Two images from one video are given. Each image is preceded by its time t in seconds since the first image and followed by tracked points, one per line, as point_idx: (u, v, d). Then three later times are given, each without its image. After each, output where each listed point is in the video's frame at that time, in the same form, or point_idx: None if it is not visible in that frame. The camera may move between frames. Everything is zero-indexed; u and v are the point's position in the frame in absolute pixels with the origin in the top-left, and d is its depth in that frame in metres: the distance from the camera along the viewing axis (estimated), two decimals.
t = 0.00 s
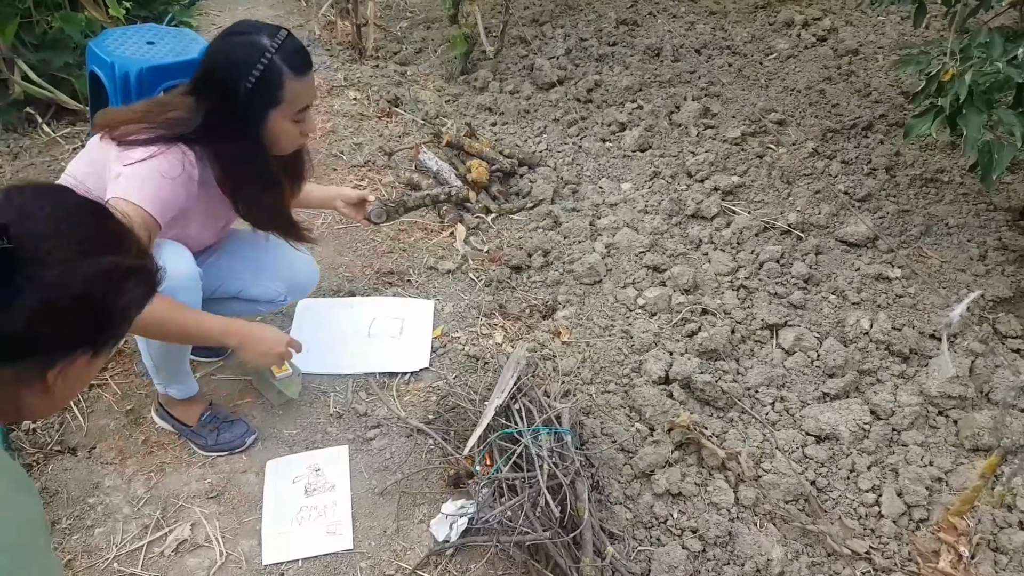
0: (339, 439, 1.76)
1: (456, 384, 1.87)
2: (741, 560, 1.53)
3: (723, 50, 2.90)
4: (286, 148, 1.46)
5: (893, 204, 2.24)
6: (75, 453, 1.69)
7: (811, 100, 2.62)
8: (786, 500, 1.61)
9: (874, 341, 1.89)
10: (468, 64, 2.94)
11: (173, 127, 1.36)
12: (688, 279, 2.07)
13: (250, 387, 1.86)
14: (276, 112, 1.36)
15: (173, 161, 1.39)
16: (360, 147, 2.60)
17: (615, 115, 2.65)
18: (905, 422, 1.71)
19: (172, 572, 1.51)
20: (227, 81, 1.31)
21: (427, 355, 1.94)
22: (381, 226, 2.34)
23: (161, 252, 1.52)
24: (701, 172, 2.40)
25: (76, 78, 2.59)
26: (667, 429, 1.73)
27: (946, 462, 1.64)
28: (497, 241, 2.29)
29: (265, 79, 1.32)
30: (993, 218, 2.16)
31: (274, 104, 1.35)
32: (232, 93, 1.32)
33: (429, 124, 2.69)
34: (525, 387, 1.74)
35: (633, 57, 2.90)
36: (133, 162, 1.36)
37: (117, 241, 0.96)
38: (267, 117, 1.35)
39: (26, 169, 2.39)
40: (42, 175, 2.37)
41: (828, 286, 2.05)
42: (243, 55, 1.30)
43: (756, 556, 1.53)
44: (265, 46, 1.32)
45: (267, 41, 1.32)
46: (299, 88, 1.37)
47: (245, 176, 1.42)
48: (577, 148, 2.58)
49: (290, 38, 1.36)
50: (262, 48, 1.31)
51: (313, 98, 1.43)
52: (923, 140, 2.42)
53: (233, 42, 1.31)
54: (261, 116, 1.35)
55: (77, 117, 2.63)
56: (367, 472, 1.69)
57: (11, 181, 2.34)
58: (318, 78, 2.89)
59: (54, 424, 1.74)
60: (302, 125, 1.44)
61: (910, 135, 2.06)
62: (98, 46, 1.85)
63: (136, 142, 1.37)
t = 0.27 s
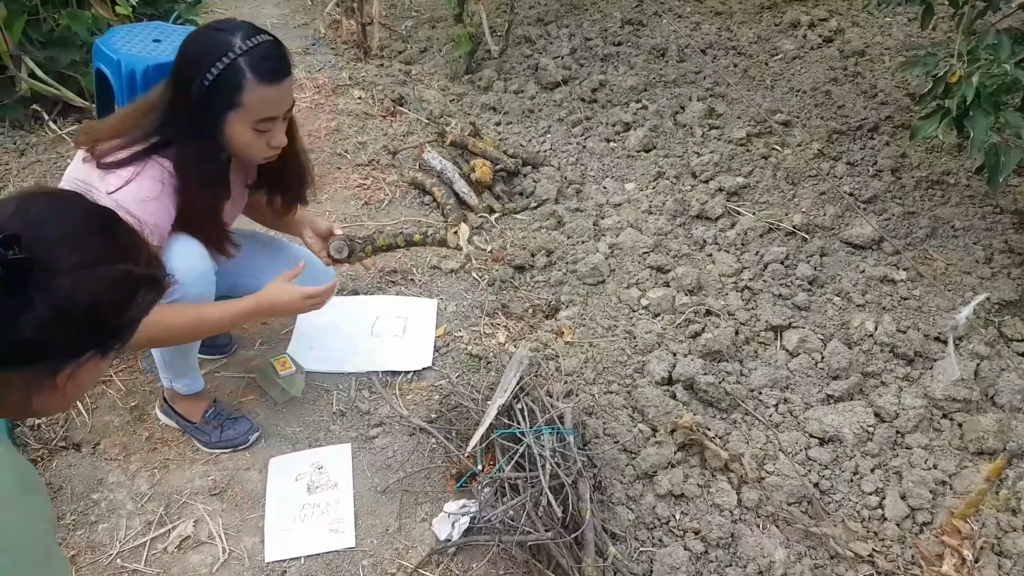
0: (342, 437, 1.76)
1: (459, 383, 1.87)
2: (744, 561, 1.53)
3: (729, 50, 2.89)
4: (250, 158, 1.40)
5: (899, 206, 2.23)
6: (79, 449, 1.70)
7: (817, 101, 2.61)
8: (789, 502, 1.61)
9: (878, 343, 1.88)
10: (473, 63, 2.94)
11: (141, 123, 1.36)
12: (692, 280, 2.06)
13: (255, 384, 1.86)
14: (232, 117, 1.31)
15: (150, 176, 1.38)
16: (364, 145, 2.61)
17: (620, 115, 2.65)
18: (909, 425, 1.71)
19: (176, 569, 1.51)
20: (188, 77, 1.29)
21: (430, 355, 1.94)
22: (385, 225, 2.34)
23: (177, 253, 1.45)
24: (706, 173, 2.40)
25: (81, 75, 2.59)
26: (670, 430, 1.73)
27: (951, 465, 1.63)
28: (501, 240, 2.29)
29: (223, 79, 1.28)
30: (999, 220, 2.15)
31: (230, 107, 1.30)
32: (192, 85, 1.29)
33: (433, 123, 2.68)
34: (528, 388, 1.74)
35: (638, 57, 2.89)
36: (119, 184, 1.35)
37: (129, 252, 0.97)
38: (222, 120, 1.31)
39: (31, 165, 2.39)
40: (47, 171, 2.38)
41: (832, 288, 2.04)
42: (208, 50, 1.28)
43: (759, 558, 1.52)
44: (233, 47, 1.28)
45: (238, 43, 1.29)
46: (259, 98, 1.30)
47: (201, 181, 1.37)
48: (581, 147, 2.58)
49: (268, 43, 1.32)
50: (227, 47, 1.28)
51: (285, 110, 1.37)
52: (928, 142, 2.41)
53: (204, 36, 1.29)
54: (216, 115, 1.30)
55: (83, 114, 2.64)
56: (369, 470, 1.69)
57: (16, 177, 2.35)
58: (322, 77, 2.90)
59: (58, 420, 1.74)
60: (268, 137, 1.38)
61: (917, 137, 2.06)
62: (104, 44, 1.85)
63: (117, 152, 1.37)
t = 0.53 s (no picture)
0: (343, 437, 1.76)
1: (460, 382, 1.87)
2: (745, 560, 1.53)
3: (730, 48, 2.89)
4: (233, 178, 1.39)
5: (900, 204, 2.22)
6: (79, 450, 1.70)
7: (818, 98, 2.61)
8: (790, 500, 1.61)
9: (879, 341, 1.88)
10: (474, 62, 2.94)
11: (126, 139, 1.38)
12: (693, 278, 2.06)
13: (256, 385, 1.86)
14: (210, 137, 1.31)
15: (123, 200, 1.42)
16: (365, 144, 2.61)
17: (621, 113, 2.65)
18: (910, 423, 1.71)
19: (177, 569, 1.51)
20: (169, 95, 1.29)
21: (431, 354, 1.94)
22: (386, 224, 2.34)
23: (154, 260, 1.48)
24: (707, 171, 2.40)
25: (82, 74, 2.60)
26: (671, 428, 1.73)
27: (952, 463, 1.63)
28: (502, 239, 2.29)
29: (203, 98, 1.28)
30: (1000, 218, 2.15)
31: (209, 127, 1.29)
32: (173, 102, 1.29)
33: (434, 122, 2.69)
34: (530, 386, 1.73)
35: (639, 55, 2.89)
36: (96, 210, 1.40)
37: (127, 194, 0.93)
38: (199, 138, 1.30)
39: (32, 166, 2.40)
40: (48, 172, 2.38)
41: (834, 286, 2.04)
42: (189, 68, 1.28)
43: (760, 556, 1.52)
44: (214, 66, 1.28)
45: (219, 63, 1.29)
46: (240, 119, 1.29)
47: (180, 200, 1.38)
48: (583, 146, 2.58)
49: (251, 63, 1.31)
50: (208, 66, 1.28)
51: (269, 132, 1.35)
52: (930, 140, 2.41)
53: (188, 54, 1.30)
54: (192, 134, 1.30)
55: (83, 114, 2.65)
56: (371, 469, 1.70)
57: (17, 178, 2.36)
58: (323, 76, 2.90)
59: (58, 421, 1.75)
60: (252, 159, 1.36)
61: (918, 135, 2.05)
62: (103, 43, 1.86)
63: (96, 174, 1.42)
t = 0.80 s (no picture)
0: (340, 435, 1.77)
1: (457, 379, 1.88)
2: (741, 553, 1.54)
3: (724, 43, 2.89)
4: (229, 189, 1.36)
5: (893, 197, 2.23)
6: (74, 451, 1.70)
7: (812, 92, 2.62)
8: (786, 493, 1.62)
9: (874, 334, 1.89)
10: (468, 58, 2.94)
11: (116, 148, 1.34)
12: (688, 273, 2.07)
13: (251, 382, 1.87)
14: (201, 150, 1.27)
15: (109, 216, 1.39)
16: (360, 142, 2.61)
17: (615, 109, 2.65)
18: (905, 415, 1.72)
19: (173, 570, 1.52)
20: (158, 104, 1.25)
21: (427, 352, 1.95)
22: (382, 221, 2.34)
23: (150, 269, 1.49)
24: (702, 166, 2.40)
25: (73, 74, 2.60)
26: (667, 423, 1.74)
27: (946, 454, 1.64)
28: (498, 236, 2.30)
29: (193, 110, 1.24)
30: (994, 210, 2.16)
31: (200, 139, 1.26)
32: (161, 114, 1.26)
33: (429, 119, 2.69)
34: (526, 383, 1.74)
35: (633, 50, 2.90)
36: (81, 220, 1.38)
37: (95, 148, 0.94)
38: (190, 150, 1.27)
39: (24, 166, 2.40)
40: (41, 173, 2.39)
41: (828, 279, 2.05)
42: (179, 79, 1.24)
43: (756, 549, 1.53)
44: (205, 76, 1.25)
45: (210, 74, 1.25)
46: (232, 131, 1.26)
47: (171, 212, 1.36)
48: (578, 142, 2.58)
49: (243, 72, 1.28)
50: (199, 77, 1.24)
51: (262, 143, 1.32)
52: (923, 133, 2.41)
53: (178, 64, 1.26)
54: (182, 145, 1.27)
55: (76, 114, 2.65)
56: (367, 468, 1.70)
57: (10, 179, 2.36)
58: (318, 74, 2.90)
59: (52, 423, 1.75)
60: (245, 171, 1.33)
61: (911, 128, 2.06)
62: (93, 41, 1.86)
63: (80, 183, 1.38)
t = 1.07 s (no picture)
0: (335, 432, 1.76)
1: (452, 375, 1.87)
2: (737, 547, 1.54)
3: (718, 37, 2.89)
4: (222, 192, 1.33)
5: (887, 191, 2.23)
6: (67, 449, 1.70)
7: (806, 87, 2.61)
8: (781, 487, 1.62)
9: (868, 328, 1.89)
10: (462, 53, 2.93)
11: (104, 155, 1.29)
12: (683, 268, 2.07)
13: (245, 378, 1.87)
14: (194, 154, 1.24)
15: (116, 225, 1.31)
16: (353, 137, 2.60)
17: (610, 104, 2.65)
18: (899, 408, 1.72)
19: (168, 567, 1.51)
20: (148, 108, 1.21)
21: (422, 348, 1.94)
22: (375, 217, 2.33)
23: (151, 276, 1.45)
24: (696, 161, 2.40)
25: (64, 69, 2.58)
26: (663, 418, 1.74)
27: (940, 448, 1.64)
28: (492, 231, 2.29)
29: (185, 112, 1.20)
30: (987, 204, 2.16)
31: (193, 143, 1.22)
32: (151, 119, 1.22)
33: (423, 114, 2.68)
34: (521, 378, 1.74)
35: (627, 45, 2.89)
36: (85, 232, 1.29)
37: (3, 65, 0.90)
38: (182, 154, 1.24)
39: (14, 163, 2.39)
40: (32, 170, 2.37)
41: (822, 274, 2.05)
42: (169, 82, 1.20)
43: (752, 543, 1.54)
44: (196, 78, 1.21)
45: (201, 75, 1.21)
46: (226, 134, 1.22)
47: (164, 218, 1.32)
48: (572, 137, 2.58)
49: (234, 73, 1.25)
50: (190, 79, 1.20)
51: (255, 143, 1.29)
52: (917, 127, 2.41)
53: (167, 67, 1.22)
54: (175, 149, 1.24)
55: (67, 110, 2.63)
56: (363, 464, 1.70)
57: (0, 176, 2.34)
58: (310, 69, 2.89)
59: (45, 420, 1.74)
60: (238, 172, 1.30)
61: (905, 122, 2.06)
62: (85, 37, 1.84)
63: (77, 198, 1.31)
